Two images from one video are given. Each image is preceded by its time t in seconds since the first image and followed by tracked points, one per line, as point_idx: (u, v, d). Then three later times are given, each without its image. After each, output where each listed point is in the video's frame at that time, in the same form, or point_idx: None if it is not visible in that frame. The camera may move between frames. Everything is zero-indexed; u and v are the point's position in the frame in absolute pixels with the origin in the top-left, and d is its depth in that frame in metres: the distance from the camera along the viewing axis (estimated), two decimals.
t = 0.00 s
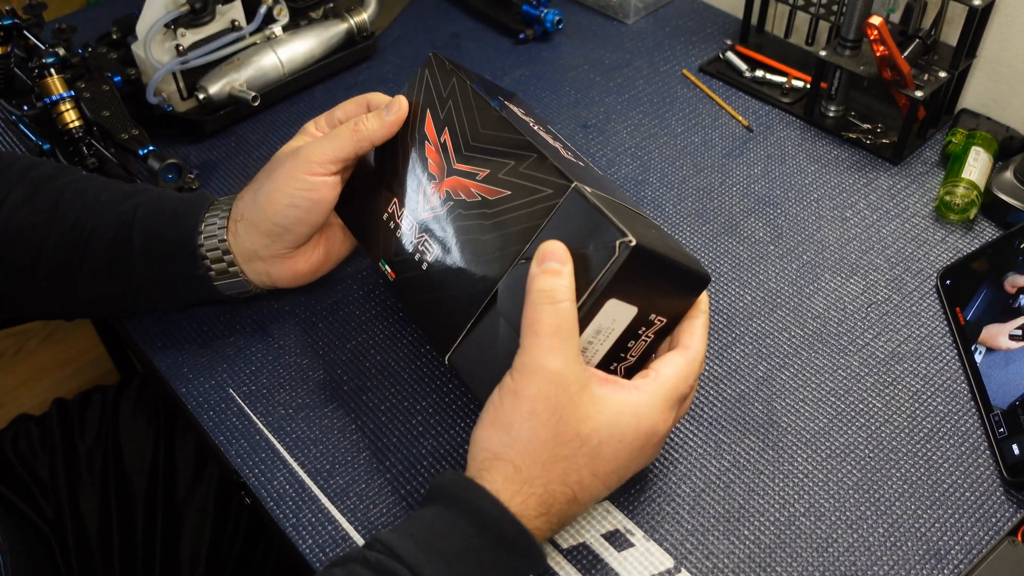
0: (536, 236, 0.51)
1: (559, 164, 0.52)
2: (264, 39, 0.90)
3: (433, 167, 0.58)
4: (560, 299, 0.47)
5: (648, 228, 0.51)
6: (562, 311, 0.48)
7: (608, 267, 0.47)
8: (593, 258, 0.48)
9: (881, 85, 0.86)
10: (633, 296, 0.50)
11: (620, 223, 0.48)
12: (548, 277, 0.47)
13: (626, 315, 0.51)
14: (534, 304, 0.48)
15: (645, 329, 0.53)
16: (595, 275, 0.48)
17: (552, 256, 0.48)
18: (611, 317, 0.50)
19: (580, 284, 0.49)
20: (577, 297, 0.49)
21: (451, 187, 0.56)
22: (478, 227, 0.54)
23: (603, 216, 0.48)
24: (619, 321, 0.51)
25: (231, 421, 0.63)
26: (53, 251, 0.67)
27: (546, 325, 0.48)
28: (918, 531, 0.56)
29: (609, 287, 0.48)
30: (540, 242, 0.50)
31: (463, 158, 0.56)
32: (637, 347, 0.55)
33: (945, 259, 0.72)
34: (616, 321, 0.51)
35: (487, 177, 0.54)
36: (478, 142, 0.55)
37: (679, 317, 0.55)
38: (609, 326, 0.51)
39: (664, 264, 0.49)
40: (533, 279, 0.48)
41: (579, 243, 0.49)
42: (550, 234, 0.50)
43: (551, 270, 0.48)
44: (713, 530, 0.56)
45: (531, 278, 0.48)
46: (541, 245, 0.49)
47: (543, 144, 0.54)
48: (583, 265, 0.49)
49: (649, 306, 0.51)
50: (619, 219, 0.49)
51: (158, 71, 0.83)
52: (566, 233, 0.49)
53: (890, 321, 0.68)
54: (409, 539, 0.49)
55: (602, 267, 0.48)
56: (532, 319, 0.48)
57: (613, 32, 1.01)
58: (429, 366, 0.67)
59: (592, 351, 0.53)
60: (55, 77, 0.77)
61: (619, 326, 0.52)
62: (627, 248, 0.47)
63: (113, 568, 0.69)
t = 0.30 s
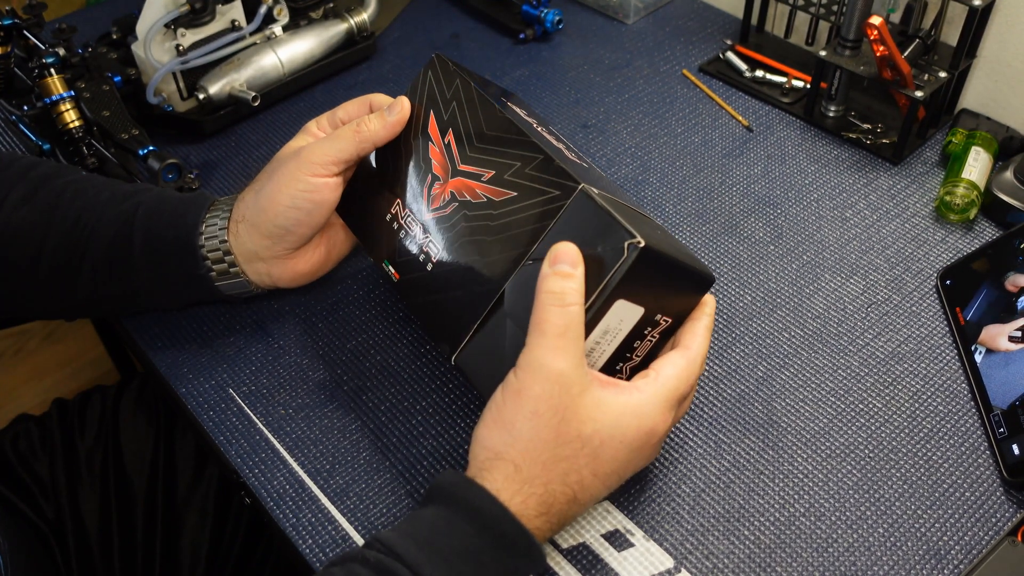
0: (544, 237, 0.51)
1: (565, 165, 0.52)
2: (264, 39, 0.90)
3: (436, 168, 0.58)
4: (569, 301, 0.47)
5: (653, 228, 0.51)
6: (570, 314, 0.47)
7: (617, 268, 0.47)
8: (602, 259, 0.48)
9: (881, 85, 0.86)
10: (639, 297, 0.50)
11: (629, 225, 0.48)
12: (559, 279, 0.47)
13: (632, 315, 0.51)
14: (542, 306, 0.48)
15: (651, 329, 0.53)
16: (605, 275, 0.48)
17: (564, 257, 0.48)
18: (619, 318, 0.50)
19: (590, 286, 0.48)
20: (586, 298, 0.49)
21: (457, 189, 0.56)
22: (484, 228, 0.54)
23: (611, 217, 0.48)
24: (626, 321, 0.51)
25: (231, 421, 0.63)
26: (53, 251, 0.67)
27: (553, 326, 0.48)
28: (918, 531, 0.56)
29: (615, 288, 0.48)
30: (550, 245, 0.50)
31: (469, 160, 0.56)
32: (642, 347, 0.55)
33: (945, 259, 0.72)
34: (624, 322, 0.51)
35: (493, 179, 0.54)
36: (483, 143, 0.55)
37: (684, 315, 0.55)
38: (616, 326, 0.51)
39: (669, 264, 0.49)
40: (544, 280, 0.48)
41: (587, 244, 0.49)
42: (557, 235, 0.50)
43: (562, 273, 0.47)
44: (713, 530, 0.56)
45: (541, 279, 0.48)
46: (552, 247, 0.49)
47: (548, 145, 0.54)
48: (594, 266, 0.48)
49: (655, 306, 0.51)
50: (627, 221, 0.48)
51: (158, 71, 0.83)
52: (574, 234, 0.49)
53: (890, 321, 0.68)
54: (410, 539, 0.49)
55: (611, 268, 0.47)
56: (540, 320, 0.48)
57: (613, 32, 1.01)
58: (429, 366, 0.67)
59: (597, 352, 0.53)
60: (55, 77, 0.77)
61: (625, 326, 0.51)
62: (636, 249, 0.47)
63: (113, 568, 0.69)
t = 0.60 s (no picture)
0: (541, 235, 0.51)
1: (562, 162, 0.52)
2: (264, 39, 0.90)
3: (433, 166, 0.58)
4: (567, 300, 0.47)
5: (652, 227, 0.51)
6: (568, 312, 0.47)
7: (614, 265, 0.47)
8: (598, 256, 0.48)
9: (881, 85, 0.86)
10: (637, 295, 0.50)
11: (626, 223, 0.48)
12: (556, 278, 0.47)
13: (631, 313, 0.51)
14: (540, 305, 0.48)
15: (650, 328, 0.53)
16: (602, 272, 0.48)
17: (561, 256, 0.48)
18: (616, 315, 0.50)
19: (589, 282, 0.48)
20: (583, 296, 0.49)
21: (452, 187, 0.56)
22: (479, 225, 0.54)
23: (608, 214, 0.48)
24: (624, 319, 0.51)
25: (231, 421, 0.63)
26: (54, 251, 0.67)
27: (551, 326, 0.48)
28: (918, 531, 0.56)
29: (612, 285, 0.48)
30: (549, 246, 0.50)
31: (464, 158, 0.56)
32: (641, 346, 0.55)
33: (945, 259, 0.72)
34: (622, 320, 0.51)
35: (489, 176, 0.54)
36: (480, 141, 0.55)
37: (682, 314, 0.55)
38: (614, 324, 0.51)
39: (667, 262, 0.49)
40: (541, 279, 0.48)
41: (585, 242, 0.49)
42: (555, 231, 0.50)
43: (560, 271, 0.47)
44: (713, 530, 0.56)
45: (539, 278, 0.48)
46: (551, 245, 0.49)
47: (548, 144, 0.54)
48: (591, 264, 0.48)
49: (653, 305, 0.51)
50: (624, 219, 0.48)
51: (158, 71, 0.83)
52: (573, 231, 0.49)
53: (890, 321, 0.68)
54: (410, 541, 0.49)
55: (608, 265, 0.47)
56: (538, 319, 0.48)
57: (613, 32, 1.01)
58: (429, 366, 0.67)
59: (595, 351, 0.53)
60: (55, 77, 0.77)
61: (624, 325, 0.51)
62: (633, 247, 0.47)
63: (114, 568, 0.69)
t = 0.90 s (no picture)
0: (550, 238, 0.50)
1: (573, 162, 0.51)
2: (264, 39, 0.89)
3: (413, 133, 0.58)
4: (583, 311, 0.46)
5: (663, 231, 0.51)
6: (584, 322, 0.47)
7: (629, 276, 0.46)
8: (613, 265, 0.47)
9: (881, 85, 0.86)
10: (650, 303, 0.49)
11: (643, 232, 0.47)
12: (571, 286, 0.46)
13: (643, 322, 0.50)
14: (555, 315, 0.47)
15: (662, 335, 0.53)
16: (618, 281, 0.47)
17: (575, 263, 0.47)
18: (628, 325, 0.50)
19: (604, 291, 0.47)
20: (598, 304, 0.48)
21: (458, 185, 0.55)
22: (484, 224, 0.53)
23: (622, 220, 0.47)
24: (636, 328, 0.51)
25: (230, 420, 0.63)
26: (54, 251, 0.67)
27: (564, 335, 0.47)
28: (918, 531, 0.56)
29: (626, 294, 0.47)
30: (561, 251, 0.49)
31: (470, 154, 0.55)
32: (652, 352, 0.55)
33: (945, 259, 0.72)
34: (634, 329, 0.51)
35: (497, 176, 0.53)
36: (486, 137, 0.54)
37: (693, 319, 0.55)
38: (627, 333, 0.51)
39: (681, 269, 0.48)
40: (556, 286, 0.47)
41: (599, 250, 0.48)
42: (565, 234, 0.50)
43: (574, 280, 0.46)
44: (713, 530, 0.56)
45: (553, 286, 0.47)
46: (565, 253, 0.48)
47: (556, 140, 0.53)
48: (605, 271, 0.47)
49: (665, 312, 0.51)
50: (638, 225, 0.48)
51: (158, 70, 0.83)
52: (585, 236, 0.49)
53: (890, 321, 0.68)
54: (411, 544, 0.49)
55: (622, 274, 0.47)
56: (552, 328, 0.47)
57: (613, 32, 1.01)
58: (429, 365, 0.67)
59: (606, 359, 0.53)
60: (55, 77, 0.78)
61: (636, 333, 0.51)
62: (649, 257, 0.45)
63: (114, 568, 0.69)
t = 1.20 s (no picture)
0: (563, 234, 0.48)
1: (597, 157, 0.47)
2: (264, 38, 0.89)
3: None
4: (602, 334, 0.44)
5: (688, 235, 0.48)
6: (602, 347, 0.45)
7: (653, 299, 0.44)
8: (634, 284, 0.45)
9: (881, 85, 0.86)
10: (669, 319, 0.47)
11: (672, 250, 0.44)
12: (592, 306, 0.44)
13: (660, 334, 0.48)
14: (574, 336, 0.44)
15: (674, 341, 0.51)
16: (642, 301, 0.44)
17: (595, 280, 0.44)
18: (645, 341, 0.48)
19: (624, 308, 0.45)
20: (619, 320, 0.46)
21: (462, 177, 0.53)
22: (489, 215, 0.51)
23: (645, 231, 0.45)
24: (651, 341, 0.48)
25: (230, 421, 0.63)
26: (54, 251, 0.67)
27: (581, 359, 0.45)
28: (918, 531, 0.56)
29: (647, 315, 0.45)
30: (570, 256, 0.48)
31: (479, 147, 0.52)
32: (662, 354, 0.53)
33: (945, 259, 0.72)
34: (649, 342, 0.48)
35: (512, 165, 0.50)
36: (502, 124, 0.51)
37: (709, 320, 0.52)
38: (642, 347, 0.49)
39: (705, 284, 0.46)
40: (576, 305, 0.44)
41: (622, 264, 0.45)
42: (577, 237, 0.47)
43: (596, 299, 0.44)
44: (713, 530, 0.56)
45: (572, 302, 0.44)
46: (585, 266, 0.46)
47: (580, 122, 0.50)
48: (627, 289, 0.45)
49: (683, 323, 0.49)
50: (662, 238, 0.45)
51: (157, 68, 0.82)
52: (601, 243, 0.46)
53: (890, 320, 0.68)
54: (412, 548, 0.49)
55: (648, 294, 0.44)
56: (569, 350, 0.45)
57: (612, 32, 1.01)
58: (429, 365, 0.67)
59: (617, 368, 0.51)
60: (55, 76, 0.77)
61: (650, 343, 0.49)
62: (676, 281, 0.43)
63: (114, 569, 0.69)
